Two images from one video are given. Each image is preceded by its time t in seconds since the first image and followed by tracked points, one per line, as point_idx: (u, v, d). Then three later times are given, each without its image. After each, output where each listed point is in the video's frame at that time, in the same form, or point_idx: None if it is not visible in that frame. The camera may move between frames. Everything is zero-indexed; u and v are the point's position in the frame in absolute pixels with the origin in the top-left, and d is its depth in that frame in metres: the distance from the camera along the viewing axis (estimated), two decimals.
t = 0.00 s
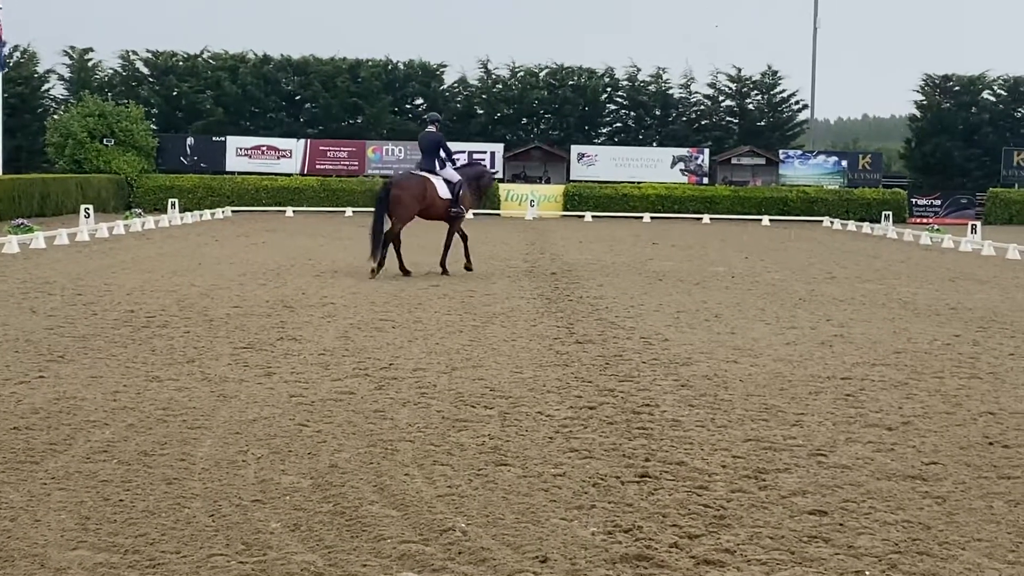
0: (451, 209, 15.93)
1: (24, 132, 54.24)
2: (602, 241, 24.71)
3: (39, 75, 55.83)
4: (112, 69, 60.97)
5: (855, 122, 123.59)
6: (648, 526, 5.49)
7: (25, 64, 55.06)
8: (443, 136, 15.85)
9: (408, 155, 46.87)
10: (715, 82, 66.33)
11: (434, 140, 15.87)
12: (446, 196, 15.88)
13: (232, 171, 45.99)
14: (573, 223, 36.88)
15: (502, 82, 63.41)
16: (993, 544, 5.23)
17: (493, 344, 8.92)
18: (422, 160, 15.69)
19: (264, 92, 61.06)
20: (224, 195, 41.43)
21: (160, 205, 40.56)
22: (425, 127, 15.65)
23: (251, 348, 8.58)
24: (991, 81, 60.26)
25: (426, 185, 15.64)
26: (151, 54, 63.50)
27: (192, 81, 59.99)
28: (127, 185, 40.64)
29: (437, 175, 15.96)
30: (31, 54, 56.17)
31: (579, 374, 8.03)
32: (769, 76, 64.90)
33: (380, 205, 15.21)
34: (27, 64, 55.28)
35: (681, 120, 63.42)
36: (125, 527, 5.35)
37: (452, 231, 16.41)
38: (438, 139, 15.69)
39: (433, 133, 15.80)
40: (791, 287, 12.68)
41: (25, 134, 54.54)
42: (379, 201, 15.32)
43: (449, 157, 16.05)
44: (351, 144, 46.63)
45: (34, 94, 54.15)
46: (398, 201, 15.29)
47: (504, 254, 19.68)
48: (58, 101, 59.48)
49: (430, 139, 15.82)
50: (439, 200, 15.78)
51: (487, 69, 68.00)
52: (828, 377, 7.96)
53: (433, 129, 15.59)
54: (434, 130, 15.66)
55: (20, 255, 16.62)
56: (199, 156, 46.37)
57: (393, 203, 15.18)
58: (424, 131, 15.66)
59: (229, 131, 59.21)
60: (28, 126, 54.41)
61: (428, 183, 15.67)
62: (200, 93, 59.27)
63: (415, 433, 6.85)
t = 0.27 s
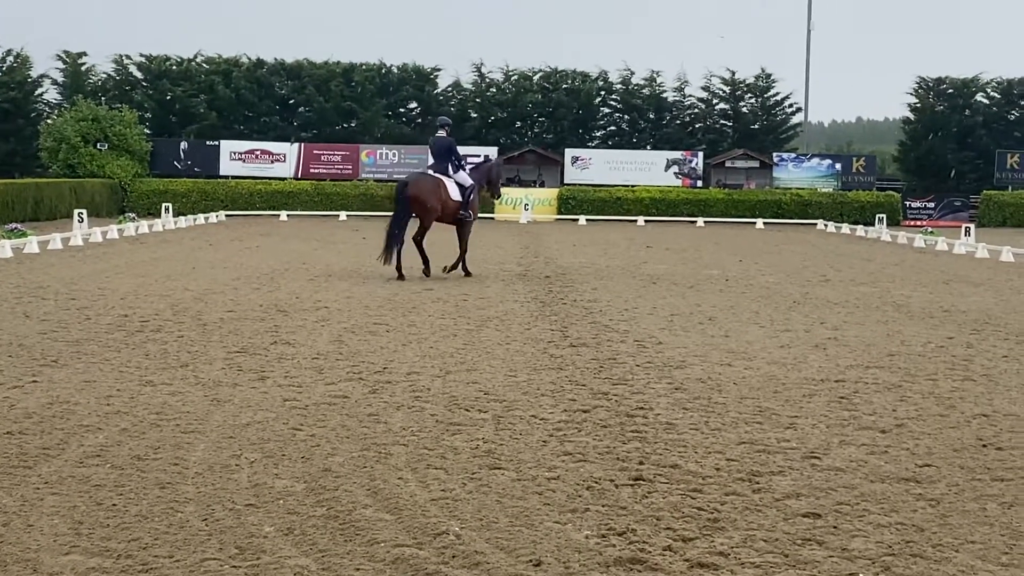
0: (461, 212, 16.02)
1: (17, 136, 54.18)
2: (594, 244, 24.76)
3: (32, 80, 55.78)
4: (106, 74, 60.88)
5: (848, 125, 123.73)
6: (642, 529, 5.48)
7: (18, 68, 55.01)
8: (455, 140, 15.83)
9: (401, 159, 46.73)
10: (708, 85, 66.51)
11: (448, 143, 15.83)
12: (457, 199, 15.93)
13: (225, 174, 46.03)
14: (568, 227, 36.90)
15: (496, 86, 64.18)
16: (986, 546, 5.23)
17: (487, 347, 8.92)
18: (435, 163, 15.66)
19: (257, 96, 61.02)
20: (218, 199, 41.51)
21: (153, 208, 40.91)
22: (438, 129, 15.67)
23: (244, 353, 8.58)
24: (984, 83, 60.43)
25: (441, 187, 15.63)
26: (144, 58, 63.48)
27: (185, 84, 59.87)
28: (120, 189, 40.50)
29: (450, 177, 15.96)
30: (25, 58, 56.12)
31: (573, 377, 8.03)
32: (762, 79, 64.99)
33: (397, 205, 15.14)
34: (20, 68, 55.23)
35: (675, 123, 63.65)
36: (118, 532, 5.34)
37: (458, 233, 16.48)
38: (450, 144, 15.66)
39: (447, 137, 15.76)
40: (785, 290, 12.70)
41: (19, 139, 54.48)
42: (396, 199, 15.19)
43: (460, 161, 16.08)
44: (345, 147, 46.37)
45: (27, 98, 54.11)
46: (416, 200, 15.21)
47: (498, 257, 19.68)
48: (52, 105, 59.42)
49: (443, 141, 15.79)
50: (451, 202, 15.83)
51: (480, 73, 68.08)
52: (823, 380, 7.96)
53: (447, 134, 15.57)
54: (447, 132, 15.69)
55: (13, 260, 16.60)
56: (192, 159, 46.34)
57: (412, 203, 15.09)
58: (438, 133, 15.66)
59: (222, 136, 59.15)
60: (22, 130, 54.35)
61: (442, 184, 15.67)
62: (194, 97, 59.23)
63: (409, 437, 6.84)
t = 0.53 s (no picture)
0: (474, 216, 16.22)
1: (13, 142, 54.13)
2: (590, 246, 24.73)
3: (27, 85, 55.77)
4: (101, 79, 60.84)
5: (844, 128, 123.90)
6: (639, 532, 5.48)
7: (13, 73, 54.98)
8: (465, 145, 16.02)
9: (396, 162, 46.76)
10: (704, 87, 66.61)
11: (457, 147, 16.02)
12: (469, 204, 16.09)
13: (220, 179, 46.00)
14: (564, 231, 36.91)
15: (492, 90, 64.52)
16: (984, 548, 5.23)
17: (484, 350, 8.92)
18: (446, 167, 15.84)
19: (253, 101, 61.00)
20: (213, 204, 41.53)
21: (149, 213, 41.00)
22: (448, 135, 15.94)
23: (241, 357, 8.57)
24: (979, 86, 60.56)
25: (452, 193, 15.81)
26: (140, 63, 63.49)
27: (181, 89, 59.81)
28: (116, 193, 40.41)
29: (460, 182, 16.12)
30: (20, 63, 56.13)
31: (569, 381, 8.03)
32: (758, 82, 65.05)
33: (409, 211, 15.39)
34: (16, 73, 55.21)
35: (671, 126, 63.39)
36: (115, 536, 5.33)
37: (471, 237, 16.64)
38: (460, 149, 15.84)
39: (456, 141, 15.94)
40: (782, 291, 12.70)
41: (14, 144, 54.41)
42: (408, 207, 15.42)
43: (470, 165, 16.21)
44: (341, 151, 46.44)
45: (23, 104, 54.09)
46: (428, 207, 15.42)
47: (494, 261, 19.68)
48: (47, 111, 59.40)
49: (453, 147, 15.96)
50: (462, 207, 16.00)
51: (476, 77, 68.15)
52: (819, 382, 7.95)
53: (455, 139, 15.74)
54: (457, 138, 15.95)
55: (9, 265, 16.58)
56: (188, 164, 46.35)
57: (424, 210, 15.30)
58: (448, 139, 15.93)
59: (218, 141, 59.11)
60: (17, 136, 54.32)
61: (454, 190, 15.85)
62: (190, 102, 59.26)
63: (406, 441, 6.83)
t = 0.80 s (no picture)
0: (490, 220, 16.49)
1: (7, 149, 53.99)
2: (585, 253, 24.74)
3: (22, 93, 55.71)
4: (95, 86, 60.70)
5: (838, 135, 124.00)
6: (638, 540, 5.48)
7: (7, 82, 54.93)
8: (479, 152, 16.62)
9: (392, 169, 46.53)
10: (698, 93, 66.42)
11: (471, 154, 16.60)
12: (485, 209, 16.44)
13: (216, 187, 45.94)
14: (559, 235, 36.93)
15: (487, 97, 64.65)
16: (982, 553, 5.23)
17: (480, 357, 8.91)
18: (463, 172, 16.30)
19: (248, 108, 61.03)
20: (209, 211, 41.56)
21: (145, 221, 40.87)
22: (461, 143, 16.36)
23: (238, 365, 8.56)
24: (973, 90, 60.56)
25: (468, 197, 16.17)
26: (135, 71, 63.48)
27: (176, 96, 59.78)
28: (111, 202, 40.25)
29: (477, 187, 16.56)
30: (15, 72, 56.10)
31: (566, 388, 8.02)
32: (753, 87, 65.11)
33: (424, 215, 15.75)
34: (10, 82, 55.16)
35: (666, 132, 63.44)
36: (113, 546, 5.32)
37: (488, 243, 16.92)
38: (476, 154, 16.41)
39: (470, 149, 16.54)
40: (777, 298, 12.69)
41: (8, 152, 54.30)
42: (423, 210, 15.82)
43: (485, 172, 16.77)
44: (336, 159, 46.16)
45: (17, 112, 54.00)
46: (442, 210, 15.79)
47: (488, 267, 19.66)
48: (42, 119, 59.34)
49: (469, 153, 16.51)
50: (479, 211, 16.32)
51: (471, 83, 68.14)
52: (816, 388, 7.96)
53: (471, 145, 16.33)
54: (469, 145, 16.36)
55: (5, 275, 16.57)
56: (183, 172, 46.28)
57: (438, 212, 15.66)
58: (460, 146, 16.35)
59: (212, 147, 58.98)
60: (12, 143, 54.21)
61: (471, 195, 16.22)
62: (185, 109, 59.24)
63: (404, 448, 6.83)
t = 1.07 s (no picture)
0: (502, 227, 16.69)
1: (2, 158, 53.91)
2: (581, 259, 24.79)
3: (17, 102, 55.71)
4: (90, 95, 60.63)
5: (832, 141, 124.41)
6: (635, 547, 5.48)
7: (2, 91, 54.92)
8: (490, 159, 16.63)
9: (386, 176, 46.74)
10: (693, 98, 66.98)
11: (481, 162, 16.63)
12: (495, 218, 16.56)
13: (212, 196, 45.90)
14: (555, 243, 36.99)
15: (481, 103, 64.59)
16: (980, 559, 5.23)
17: (476, 365, 8.91)
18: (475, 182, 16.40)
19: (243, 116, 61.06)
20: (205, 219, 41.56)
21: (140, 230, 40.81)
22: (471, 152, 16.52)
23: (234, 373, 8.54)
24: (967, 96, 60.76)
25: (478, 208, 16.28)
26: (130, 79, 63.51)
27: (171, 104, 59.74)
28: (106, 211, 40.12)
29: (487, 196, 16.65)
30: (10, 82, 56.12)
31: (563, 395, 8.01)
32: (747, 93, 65.29)
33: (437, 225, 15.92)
34: (5, 91, 55.16)
35: (660, 138, 63.92)
36: (111, 556, 5.30)
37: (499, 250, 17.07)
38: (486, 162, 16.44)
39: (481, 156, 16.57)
40: (773, 304, 12.71)
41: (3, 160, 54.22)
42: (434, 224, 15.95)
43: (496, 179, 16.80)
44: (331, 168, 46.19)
45: (12, 121, 53.97)
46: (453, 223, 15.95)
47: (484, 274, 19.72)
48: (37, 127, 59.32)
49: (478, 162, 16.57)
50: (490, 221, 16.44)
51: (465, 90, 68.23)
52: (812, 394, 7.96)
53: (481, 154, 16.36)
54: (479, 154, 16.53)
55: None
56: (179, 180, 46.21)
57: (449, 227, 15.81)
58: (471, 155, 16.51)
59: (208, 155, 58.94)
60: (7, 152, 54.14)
61: (480, 206, 16.31)
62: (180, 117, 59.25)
63: (401, 456, 6.82)
